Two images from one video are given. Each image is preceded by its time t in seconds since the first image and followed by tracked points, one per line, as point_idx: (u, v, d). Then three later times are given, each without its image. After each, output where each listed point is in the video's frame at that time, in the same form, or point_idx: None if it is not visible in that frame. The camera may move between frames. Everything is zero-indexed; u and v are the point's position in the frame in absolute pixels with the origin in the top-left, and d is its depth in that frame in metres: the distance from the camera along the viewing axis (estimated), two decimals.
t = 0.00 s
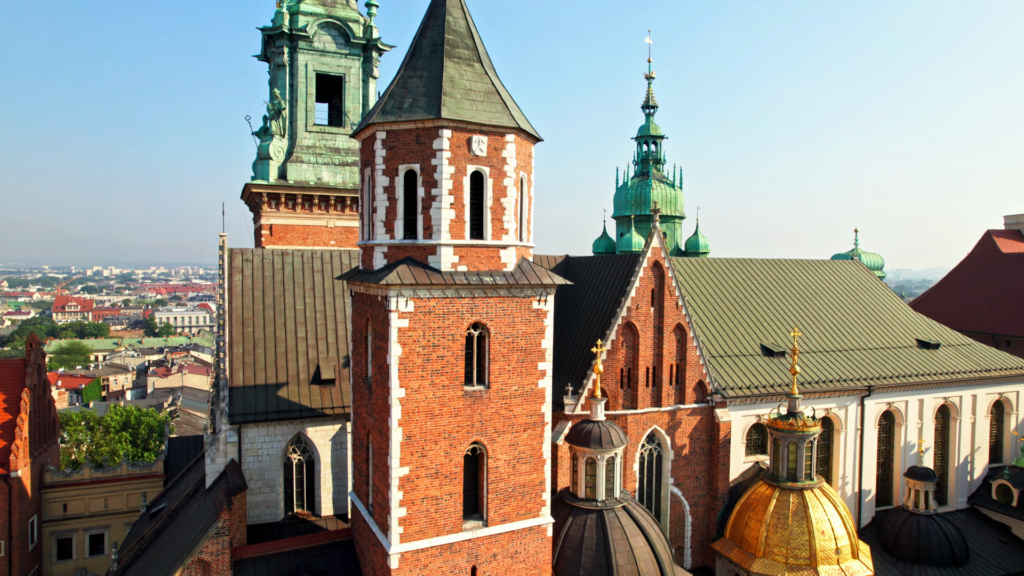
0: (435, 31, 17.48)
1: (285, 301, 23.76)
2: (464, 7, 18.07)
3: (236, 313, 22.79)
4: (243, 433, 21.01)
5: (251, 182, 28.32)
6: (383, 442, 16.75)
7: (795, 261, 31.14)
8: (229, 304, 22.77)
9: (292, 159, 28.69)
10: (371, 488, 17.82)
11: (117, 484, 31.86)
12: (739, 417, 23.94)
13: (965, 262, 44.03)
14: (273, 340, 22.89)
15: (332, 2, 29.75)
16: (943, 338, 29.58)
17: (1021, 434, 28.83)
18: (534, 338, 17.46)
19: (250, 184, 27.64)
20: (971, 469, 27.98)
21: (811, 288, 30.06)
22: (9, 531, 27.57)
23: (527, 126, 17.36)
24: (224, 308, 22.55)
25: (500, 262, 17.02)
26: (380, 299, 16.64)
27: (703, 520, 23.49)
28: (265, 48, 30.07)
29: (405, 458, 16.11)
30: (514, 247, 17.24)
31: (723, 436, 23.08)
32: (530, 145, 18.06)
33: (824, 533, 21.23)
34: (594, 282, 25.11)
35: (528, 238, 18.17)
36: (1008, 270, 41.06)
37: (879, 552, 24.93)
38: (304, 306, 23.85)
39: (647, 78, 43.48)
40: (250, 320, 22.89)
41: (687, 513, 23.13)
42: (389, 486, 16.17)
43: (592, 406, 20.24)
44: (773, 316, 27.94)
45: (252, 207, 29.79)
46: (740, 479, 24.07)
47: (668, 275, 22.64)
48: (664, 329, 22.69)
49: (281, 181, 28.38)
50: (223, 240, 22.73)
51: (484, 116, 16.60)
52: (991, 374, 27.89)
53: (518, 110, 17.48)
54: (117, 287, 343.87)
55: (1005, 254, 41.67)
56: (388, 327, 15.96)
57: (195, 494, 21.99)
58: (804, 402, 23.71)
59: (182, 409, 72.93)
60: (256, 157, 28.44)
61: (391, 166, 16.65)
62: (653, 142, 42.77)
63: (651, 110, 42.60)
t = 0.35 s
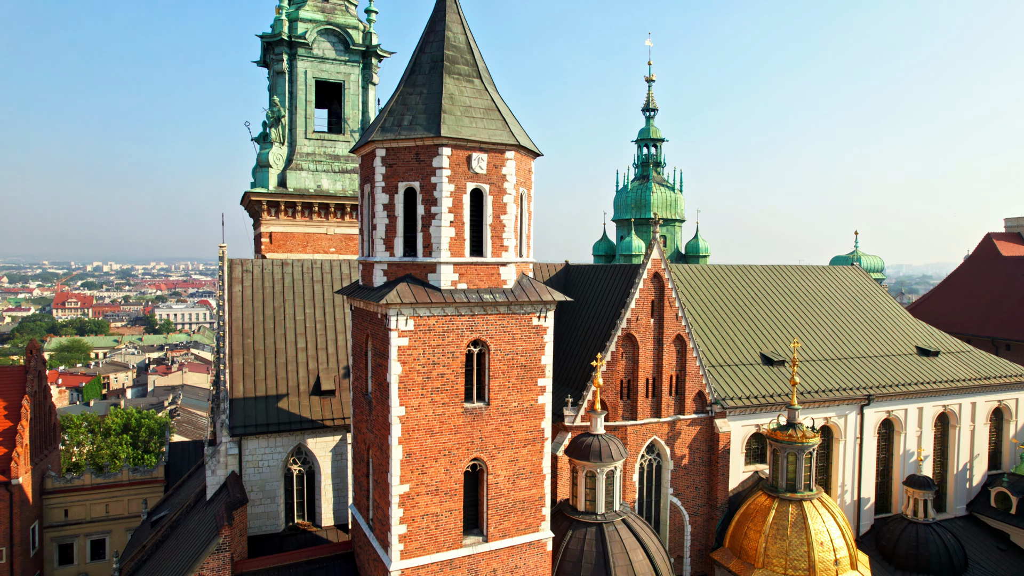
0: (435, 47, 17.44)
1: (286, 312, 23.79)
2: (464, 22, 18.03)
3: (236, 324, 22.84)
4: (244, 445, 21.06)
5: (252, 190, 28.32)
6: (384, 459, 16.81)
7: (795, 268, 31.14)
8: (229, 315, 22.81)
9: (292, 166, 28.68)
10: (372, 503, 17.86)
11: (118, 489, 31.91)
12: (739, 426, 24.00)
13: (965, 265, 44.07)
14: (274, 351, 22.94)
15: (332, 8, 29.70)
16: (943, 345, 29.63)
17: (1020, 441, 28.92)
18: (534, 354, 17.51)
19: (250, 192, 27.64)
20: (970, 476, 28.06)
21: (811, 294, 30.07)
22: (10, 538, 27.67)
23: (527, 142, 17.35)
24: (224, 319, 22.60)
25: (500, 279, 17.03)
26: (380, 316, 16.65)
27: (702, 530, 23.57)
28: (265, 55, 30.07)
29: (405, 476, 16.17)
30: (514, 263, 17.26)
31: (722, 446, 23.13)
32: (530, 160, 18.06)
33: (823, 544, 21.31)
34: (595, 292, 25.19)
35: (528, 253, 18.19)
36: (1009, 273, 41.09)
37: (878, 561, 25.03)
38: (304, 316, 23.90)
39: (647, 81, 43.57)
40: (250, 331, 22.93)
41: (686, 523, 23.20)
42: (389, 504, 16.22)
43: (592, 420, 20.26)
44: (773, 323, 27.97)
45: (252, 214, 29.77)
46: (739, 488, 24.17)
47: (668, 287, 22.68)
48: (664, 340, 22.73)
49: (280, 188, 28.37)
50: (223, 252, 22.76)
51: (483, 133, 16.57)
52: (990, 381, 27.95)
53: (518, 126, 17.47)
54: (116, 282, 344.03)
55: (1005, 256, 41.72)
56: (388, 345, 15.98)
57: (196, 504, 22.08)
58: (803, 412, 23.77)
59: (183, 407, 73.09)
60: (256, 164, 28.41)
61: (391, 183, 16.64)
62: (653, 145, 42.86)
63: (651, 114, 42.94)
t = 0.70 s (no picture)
0: (434, 55, 17.35)
1: (286, 315, 23.84)
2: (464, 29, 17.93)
3: (236, 328, 22.89)
4: (245, 449, 21.17)
5: (251, 190, 28.27)
6: (384, 467, 16.91)
7: (795, 267, 31.15)
8: (229, 319, 22.86)
9: (291, 166, 28.62)
10: (372, 509, 17.98)
11: (120, 487, 32.08)
12: (737, 428, 24.12)
13: (965, 259, 44.08)
14: (274, 354, 23.00)
15: (330, 5, 29.48)
16: (942, 344, 29.70)
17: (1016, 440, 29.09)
18: (534, 362, 17.57)
19: (249, 193, 27.60)
20: (968, 475, 28.22)
21: (811, 294, 30.09)
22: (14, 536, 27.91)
23: (527, 151, 17.29)
24: (225, 323, 22.65)
25: (500, 288, 17.04)
26: (380, 326, 16.68)
27: (700, 530, 23.75)
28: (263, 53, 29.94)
29: (406, 485, 16.28)
30: (514, 272, 17.27)
31: (721, 449, 23.25)
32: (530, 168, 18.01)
33: (820, 546, 21.50)
34: (595, 294, 25.23)
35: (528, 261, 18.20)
36: (1009, 267, 41.07)
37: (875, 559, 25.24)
38: (304, 319, 23.95)
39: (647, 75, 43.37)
40: (250, 335, 23.00)
41: (685, 524, 23.40)
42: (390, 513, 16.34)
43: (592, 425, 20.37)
44: (772, 323, 28.03)
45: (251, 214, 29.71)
46: (737, 489, 24.36)
47: (668, 290, 22.70)
48: (664, 344, 22.77)
49: (279, 188, 28.31)
50: (223, 256, 22.79)
51: (483, 142, 16.51)
52: (988, 381, 28.05)
53: (517, 135, 17.41)
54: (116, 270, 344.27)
55: (1005, 252, 41.72)
56: (388, 356, 16.03)
57: (199, 506, 22.25)
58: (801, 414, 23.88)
59: (184, 398, 73.36)
60: (255, 164, 28.32)
61: (390, 193, 16.61)
62: (653, 140, 42.80)
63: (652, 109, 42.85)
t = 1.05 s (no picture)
0: (433, 63, 17.24)
1: (286, 318, 23.88)
2: (463, 35, 17.79)
3: (236, 332, 22.93)
4: (246, 453, 21.28)
5: (250, 190, 28.16)
6: (385, 475, 17.02)
7: (796, 265, 31.12)
8: (230, 322, 22.90)
9: (290, 166, 28.53)
10: (373, 515, 18.12)
11: (122, 484, 32.28)
12: (736, 430, 24.25)
13: (965, 253, 44.07)
14: (274, 357, 23.06)
15: (328, 3, 29.21)
16: (940, 343, 29.77)
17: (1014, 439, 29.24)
18: (534, 371, 17.64)
19: (248, 193, 27.50)
20: (964, 473, 28.41)
21: (811, 293, 30.11)
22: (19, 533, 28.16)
23: (527, 160, 17.24)
24: (225, 326, 22.68)
25: (500, 298, 17.06)
26: (379, 336, 16.71)
27: (698, 531, 23.96)
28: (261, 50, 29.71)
29: (406, 494, 16.41)
30: (513, 282, 17.27)
31: (719, 450, 23.40)
32: (530, 176, 17.95)
33: (817, 548, 21.71)
34: (595, 296, 25.25)
35: (528, 269, 18.20)
36: (1009, 262, 41.06)
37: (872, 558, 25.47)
38: (304, 322, 24.00)
39: (648, 69, 43.13)
40: (250, 338, 23.06)
41: (683, 524, 23.62)
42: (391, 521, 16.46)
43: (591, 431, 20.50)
44: (772, 323, 28.07)
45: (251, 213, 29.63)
46: (735, 490, 24.54)
47: (668, 294, 22.75)
48: (663, 347, 22.83)
49: (279, 188, 28.21)
50: (223, 260, 22.79)
51: (482, 153, 16.45)
52: (986, 381, 28.15)
53: (517, 143, 17.35)
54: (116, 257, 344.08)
55: (1006, 246, 41.70)
56: (388, 367, 16.07)
57: (201, 508, 22.43)
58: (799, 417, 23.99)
59: (184, 388, 73.59)
60: (254, 164, 28.19)
61: (389, 203, 16.58)
62: (653, 134, 42.62)
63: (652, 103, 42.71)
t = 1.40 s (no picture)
0: (432, 72, 17.15)
1: (286, 322, 23.96)
2: (462, 44, 17.69)
3: (236, 336, 23.02)
4: (248, 457, 21.42)
5: (249, 190, 28.11)
6: (385, 484, 17.15)
7: (795, 264, 31.12)
8: (230, 327, 22.97)
9: (290, 166, 28.46)
10: (374, 522, 18.28)
11: (125, 481, 32.50)
12: (734, 432, 24.41)
13: (965, 250, 44.11)
14: (274, 361, 23.15)
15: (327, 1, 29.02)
16: (939, 343, 29.87)
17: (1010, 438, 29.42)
18: (533, 380, 17.74)
19: (247, 194, 27.44)
20: (961, 473, 28.62)
21: (810, 292, 30.13)
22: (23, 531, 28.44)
23: (527, 170, 17.22)
24: (225, 331, 22.76)
25: (500, 308, 17.12)
26: (379, 347, 16.78)
27: (696, 532, 24.19)
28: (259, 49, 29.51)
29: (407, 504, 16.55)
30: (513, 292, 17.32)
31: (717, 453, 23.56)
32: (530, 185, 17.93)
33: (814, 551, 21.92)
34: (595, 299, 25.30)
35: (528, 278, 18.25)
36: (1008, 258, 41.07)
37: (868, 558, 25.72)
38: (305, 325, 24.08)
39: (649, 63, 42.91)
40: (251, 342, 23.15)
41: (681, 526, 23.87)
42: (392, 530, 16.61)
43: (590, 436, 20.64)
44: (771, 324, 28.14)
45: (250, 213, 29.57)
46: (733, 492, 24.73)
47: (667, 299, 22.82)
48: (662, 351, 22.90)
49: (278, 189, 28.15)
50: (223, 264, 22.82)
51: (482, 164, 16.42)
52: (984, 382, 28.28)
53: (517, 154, 17.33)
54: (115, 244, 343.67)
55: (1005, 242, 41.72)
56: (388, 379, 16.14)
57: (204, 511, 22.63)
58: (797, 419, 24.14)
59: (185, 378, 73.83)
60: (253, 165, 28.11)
61: (389, 215, 16.58)
62: (653, 129, 42.45)
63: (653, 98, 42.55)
